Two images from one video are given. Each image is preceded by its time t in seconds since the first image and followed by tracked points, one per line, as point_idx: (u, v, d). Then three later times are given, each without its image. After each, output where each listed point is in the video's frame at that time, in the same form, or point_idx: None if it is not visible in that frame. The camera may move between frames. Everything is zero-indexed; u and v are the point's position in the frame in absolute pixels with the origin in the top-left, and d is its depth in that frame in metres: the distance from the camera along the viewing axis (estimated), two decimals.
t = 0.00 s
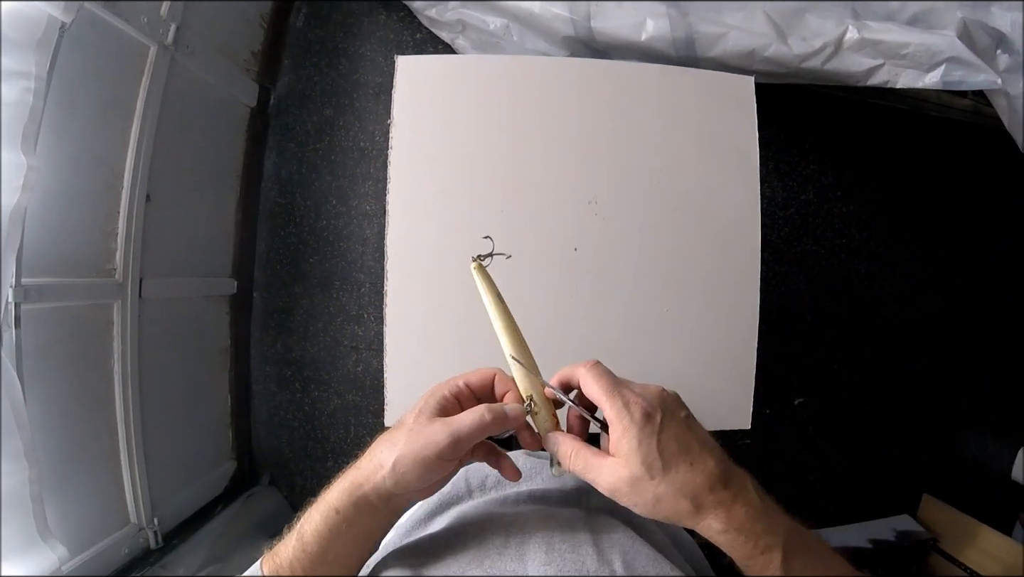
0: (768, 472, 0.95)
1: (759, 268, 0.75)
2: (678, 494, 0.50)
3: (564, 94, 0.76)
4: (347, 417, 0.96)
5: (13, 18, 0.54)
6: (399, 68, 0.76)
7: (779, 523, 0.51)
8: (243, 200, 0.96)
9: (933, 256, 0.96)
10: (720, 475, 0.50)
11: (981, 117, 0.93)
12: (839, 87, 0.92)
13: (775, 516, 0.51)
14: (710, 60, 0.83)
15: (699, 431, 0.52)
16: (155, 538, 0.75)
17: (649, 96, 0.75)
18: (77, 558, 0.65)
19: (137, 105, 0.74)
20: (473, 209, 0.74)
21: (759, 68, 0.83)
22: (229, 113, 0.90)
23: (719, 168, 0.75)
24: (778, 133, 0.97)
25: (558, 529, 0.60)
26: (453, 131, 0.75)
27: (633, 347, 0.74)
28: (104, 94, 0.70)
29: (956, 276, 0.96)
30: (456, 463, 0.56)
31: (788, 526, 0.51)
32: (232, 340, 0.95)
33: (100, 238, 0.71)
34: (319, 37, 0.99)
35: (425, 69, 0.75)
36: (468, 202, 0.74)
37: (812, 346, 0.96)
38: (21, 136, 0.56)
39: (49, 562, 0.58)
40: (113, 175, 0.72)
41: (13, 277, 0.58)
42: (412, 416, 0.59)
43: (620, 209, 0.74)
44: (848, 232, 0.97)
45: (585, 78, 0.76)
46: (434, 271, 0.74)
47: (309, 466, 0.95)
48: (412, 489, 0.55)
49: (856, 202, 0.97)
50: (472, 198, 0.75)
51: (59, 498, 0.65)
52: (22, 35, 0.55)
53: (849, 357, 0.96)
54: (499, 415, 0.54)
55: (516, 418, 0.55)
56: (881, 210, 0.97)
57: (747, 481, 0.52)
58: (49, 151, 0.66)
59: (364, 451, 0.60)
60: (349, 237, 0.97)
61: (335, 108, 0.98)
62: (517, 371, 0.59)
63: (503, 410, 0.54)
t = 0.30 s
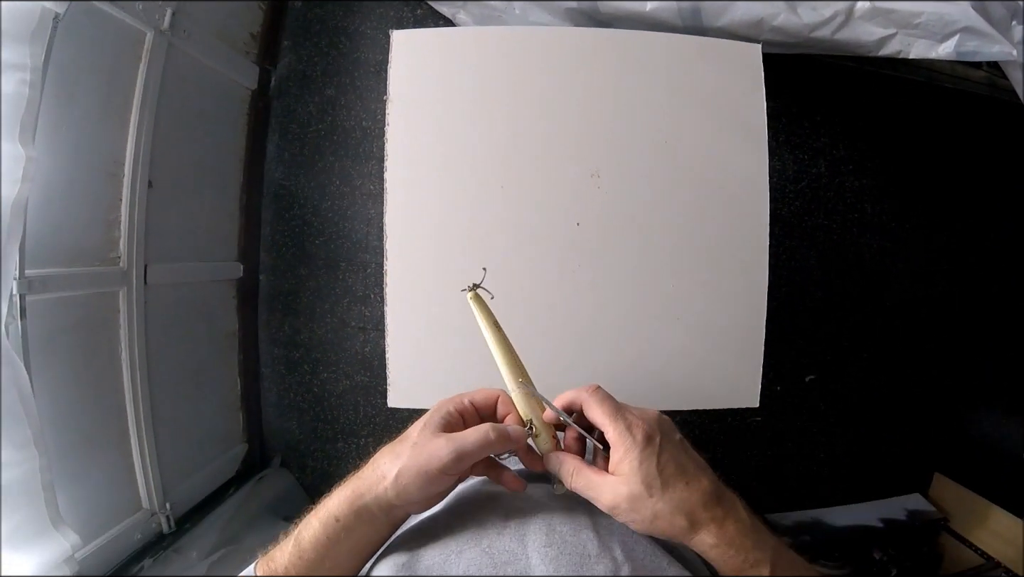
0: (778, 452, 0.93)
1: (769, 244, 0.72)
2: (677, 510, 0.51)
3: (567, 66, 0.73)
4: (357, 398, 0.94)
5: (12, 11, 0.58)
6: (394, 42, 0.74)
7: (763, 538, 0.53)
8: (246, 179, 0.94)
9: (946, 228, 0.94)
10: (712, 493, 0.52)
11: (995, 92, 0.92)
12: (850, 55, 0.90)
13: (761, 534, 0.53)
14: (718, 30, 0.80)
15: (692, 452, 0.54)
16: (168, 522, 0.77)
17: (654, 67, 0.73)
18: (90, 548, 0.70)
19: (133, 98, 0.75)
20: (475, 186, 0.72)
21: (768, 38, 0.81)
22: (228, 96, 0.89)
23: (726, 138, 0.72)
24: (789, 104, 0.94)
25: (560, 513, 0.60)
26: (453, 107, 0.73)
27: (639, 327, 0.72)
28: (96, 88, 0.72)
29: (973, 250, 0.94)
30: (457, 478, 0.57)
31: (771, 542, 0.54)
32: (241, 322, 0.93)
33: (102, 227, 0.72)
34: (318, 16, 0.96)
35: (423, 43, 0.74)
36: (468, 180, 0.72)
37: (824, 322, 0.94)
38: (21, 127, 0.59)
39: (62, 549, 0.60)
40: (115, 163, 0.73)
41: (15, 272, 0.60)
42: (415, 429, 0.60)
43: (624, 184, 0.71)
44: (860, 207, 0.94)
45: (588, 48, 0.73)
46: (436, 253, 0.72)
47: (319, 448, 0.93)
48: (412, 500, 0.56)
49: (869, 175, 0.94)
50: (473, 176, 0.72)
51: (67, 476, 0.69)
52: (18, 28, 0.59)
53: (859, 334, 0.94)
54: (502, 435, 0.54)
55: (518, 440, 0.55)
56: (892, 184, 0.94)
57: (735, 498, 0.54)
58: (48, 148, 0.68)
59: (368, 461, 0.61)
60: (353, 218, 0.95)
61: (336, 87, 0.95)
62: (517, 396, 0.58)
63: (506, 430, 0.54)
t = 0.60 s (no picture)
0: (785, 441, 0.93)
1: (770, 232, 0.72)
2: (694, 518, 0.51)
3: (563, 57, 0.72)
4: (363, 394, 0.96)
5: None
6: (387, 38, 0.73)
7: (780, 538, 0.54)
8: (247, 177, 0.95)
9: (950, 212, 0.93)
10: (728, 498, 0.52)
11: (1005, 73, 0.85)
12: (850, 39, 0.88)
13: (777, 533, 0.54)
14: (717, 17, 0.79)
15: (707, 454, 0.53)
16: (176, 521, 0.79)
17: (651, 56, 0.72)
18: (101, 547, 0.70)
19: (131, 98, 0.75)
20: (473, 181, 0.72)
21: (767, 24, 0.80)
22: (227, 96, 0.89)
23: (724, 126, 0.71)
24: (790, 90, 0.93)
25: (559, 505, 0.60)
26: (450, 102, 0.73)
27: (639, 319, 0.71)
28: (95, 90, 0.72)
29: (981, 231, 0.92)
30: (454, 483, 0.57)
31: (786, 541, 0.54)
32: (245, 322, 0.95)
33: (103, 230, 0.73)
34: (314, 12, 0.95)
35: (419, 37, 0.73)
36: (467, 175, 0.72)
37: (829, 310, 0.93)
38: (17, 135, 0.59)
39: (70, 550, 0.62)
40: (114, 168, 0.74)
41: (18, 280, 0.61)
42: (412, 434, 0.60)
43: (621, 175, 0.71)
44: (865, 193, 0.93)
45: (582, 37, 0.72)
46: (435, 249, 0.72)
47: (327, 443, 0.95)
48: (409, 505, 0.56)
49: (873, 159, 0.93)
50: (471, 170, 0.72)
51: (76, 478, 0.70)
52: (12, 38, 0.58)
53: (865, 320, 0.94)
54: (499, 439, 0.54)
55: (516, 445, 0.56)
56: (897, 169, 0.93)
57: (753, 499, 0.54)
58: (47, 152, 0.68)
59: (364, 468, 0.61)
60: (355, 214, 0.96)
61: (334, 83, 0.95)
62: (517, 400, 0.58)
63: (503, 434, 0.55)
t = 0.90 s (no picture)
0: (783, 439, 0.94)
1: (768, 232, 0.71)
2: (716, 514, 0.48)
3: (561, 57, 0.72)
4: (361, 393, 0.96)
5: None
6: (383, 38, 0.73)
7: (828, 533, 0.48)
8: (244, 176, 0.95)
9: (951, 211, 0.92)
10: (759, 492, 0.47)
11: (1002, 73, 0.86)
12: (850, 38, 0.87)
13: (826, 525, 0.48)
14: (716, 15, 0.79)
15: (732, 447, 0.50)
16: (176, 522, 0.78)
17: (650, 56, 0.72)
18: (101, 548, 0.70)
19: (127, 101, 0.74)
20: (471, 181, 0.72)
21: (767, 22, 0.79)
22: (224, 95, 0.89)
23: (722, 126, 0.71)
24: (789, 88, 0.93)
25: (558, 505, 0.59)
26: (448, 103, 0.72)
27: (637, 317, 0.71)
28: (92, 92, 0.72)
29: (982, 231, 0.91)
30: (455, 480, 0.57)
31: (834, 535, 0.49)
32: (242, 323, 0.95)
33: (100, 231, 0.73)
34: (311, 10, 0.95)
35: (416, 37, 0.73)
36: (464, 175, 0.72)
37: (827, 308, 0.94)
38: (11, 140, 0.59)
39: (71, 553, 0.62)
40: (110, 169, 0.74)
41: (15, 284, 0.61)
42: (414, 433, 0.60)
43: (619, 174, 0.71)
44: (863, 191, 0.93)
45: (580, 36, 0.72)
46: (432, 248, 0.72)
47: (325, 441, 0.96)
48: (410, 502, 0.56)
49: (872, 158, 0.93)
50: (469, 170, 0.72)
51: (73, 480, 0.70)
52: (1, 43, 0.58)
53: (864, 318, 0.93)
54: (500, 437, 0.54)
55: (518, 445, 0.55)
56: (896, 167, 0.93)
57: (795, 491, 0.48)
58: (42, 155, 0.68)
59: (366, 465, 0.61)
60: (352, 213, 0.97)
61: (331, 81, 0.96)
62: (523, 395, 0.58)
63: (504, 433, 0.54)
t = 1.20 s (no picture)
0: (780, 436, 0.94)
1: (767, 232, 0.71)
2: (719, 504, 0.46)
3: (560, 54, 0.71)
4: (358, 390, 0.96)
5: None
6: (380, 34, 0.72)
7: (842, 502, 0.46)
8: (239, 173, 0.94)
9: (948, 208, 0.92)
10: (757, 471, 0.45)
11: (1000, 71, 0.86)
12: (850, 35, 0.87)
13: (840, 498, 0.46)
14: (715, 11, 0.79)
15: (722, 430, 0.49)
16: (175, 522, 0.77)
17: (650, 53, 0.71)
18: (99, 551, 0.69)
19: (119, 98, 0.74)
20: (469, 179, 0.71)
21: (767, 18, 0.79)
22: (219, 91, 0.88)
23: (721, 125, 0.71)
24: (788, 84, 0.93)
25: (556, 506, 0.59)
26: (446, 100, 0.72)
27: (636, 316, 0.71)
28: (86, 89, 0.71)
29: (979, 228, 0.92)
30: (457, 483, 0.57)
31: (849, 503, 0.46)
32: (238, 320, 0.95)
33: (94, 230, 0.73)
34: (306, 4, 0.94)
35: (414, 33, 0.72)
36: (462, 173, 0.71)
37: (824, 305, 0.94)
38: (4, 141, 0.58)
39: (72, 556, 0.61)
40: (103, 168, 0.73)
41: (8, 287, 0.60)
42: (412, 432, 0.59)
43: (617, 173, 0.70)
44: (861, 188, 0.93)
45: (579, 33, 0.72)
46: (430, 247, 0.72)
47: (322, 439, 0.95)
48: (412, 505, 0.56)
49: (870, 154, 0.93)
50: (467, 168, 0.71)
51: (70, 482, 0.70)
52: None
53: (862, 315, 0.94)
54: (504, 440, 0.55)
55: (518, 445, 0.57)
56: (894, 165, 0.93)
57: (801, 462, 0.46)
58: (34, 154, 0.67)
59: (362, 466, 0.60)
60: (348, 210, 0.96)
61: (326, 76, 0.95)
62: (523, 396, 0.59)
63: (507, 435, 0.56)
